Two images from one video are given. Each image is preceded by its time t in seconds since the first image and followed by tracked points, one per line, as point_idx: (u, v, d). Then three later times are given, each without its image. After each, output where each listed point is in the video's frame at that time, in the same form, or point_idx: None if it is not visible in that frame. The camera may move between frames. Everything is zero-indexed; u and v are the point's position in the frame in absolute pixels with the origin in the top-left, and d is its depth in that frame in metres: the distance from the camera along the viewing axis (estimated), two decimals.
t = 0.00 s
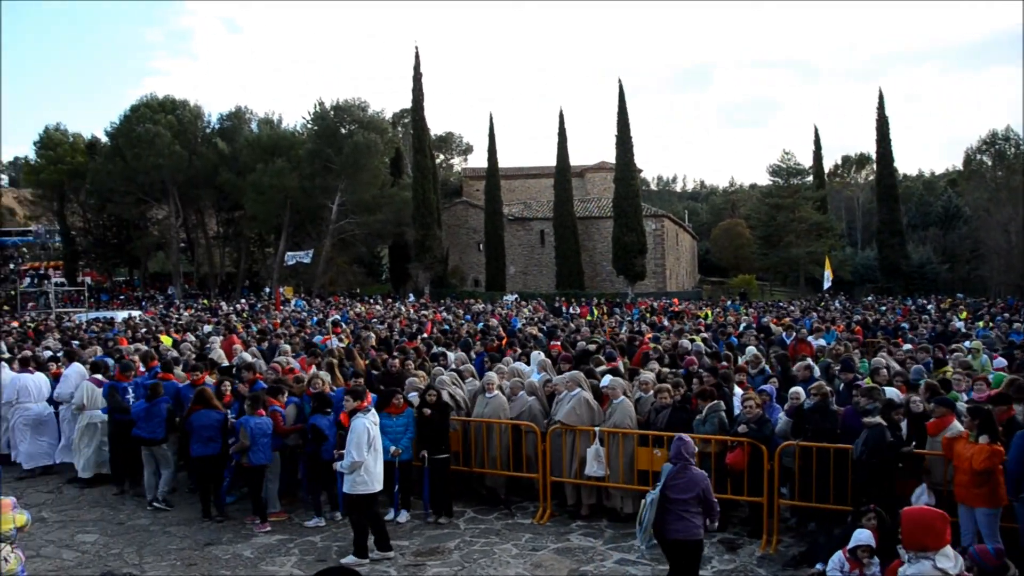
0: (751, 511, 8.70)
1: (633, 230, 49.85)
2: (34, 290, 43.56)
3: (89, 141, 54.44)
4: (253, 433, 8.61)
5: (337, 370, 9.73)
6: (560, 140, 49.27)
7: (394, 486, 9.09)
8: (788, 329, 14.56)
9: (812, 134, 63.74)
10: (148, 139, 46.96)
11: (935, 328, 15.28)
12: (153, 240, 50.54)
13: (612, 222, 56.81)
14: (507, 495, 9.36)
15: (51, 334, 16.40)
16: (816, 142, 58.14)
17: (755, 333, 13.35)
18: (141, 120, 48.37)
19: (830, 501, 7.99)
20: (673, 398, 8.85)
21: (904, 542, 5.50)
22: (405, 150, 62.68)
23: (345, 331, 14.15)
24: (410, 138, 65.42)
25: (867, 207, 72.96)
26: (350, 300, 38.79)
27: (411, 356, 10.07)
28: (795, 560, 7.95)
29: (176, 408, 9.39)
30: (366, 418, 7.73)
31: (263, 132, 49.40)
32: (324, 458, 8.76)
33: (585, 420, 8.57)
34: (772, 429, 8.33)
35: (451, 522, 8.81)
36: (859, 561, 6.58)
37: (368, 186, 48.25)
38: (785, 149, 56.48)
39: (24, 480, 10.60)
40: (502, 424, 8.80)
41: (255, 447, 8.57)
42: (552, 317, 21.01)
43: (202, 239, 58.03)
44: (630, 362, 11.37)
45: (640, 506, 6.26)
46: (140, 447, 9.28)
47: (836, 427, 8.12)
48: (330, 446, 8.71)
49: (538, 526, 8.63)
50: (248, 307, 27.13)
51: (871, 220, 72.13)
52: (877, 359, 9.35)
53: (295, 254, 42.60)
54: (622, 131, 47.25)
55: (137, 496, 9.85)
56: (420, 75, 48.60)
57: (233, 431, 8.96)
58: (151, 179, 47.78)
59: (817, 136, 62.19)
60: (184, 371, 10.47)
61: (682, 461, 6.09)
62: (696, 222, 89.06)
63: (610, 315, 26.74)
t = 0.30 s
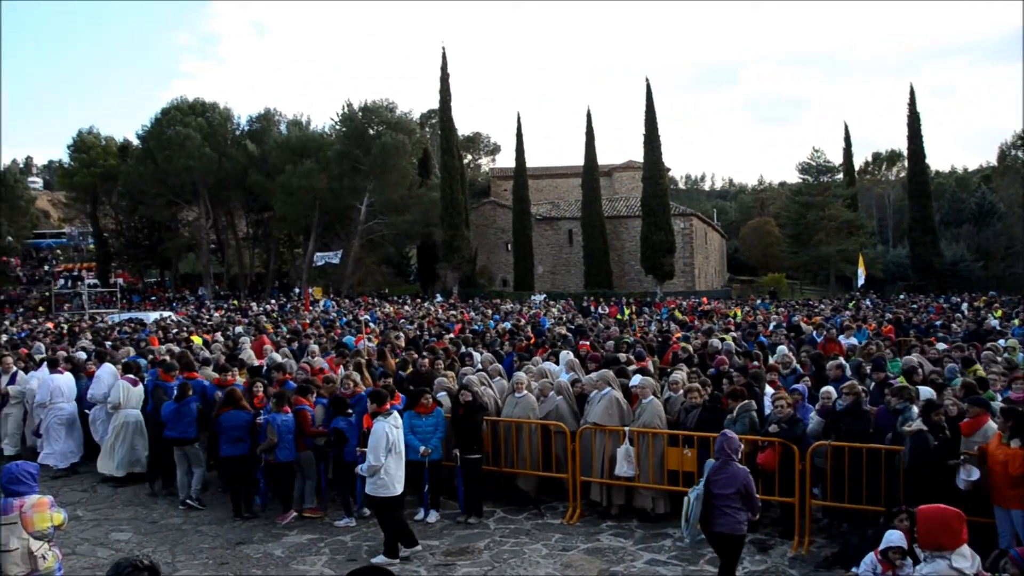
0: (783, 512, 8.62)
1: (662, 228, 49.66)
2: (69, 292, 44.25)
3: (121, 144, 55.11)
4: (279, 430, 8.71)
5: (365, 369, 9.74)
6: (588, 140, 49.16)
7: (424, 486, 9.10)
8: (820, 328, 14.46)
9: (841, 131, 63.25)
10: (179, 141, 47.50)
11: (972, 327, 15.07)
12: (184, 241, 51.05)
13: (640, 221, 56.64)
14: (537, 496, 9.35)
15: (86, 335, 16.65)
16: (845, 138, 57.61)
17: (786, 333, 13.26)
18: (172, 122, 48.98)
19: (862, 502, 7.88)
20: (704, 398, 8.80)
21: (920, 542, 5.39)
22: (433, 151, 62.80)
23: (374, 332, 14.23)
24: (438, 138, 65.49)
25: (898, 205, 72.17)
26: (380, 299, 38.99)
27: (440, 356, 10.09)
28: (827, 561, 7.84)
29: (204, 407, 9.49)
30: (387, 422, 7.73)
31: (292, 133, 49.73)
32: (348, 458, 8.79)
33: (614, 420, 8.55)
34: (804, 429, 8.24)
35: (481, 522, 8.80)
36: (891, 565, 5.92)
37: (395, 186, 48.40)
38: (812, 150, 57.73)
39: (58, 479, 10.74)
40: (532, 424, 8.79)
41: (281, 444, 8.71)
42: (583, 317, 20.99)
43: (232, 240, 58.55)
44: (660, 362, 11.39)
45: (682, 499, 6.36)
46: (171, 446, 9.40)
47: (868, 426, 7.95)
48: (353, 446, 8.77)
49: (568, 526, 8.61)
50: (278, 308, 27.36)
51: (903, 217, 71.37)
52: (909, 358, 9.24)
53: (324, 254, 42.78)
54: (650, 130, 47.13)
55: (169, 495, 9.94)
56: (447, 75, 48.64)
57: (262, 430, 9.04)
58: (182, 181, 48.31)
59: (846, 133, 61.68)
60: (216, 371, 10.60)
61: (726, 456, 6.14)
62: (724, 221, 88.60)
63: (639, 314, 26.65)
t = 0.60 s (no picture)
0: (806, 514, 8.53)
1: (684, 228, 49.48)
2: (94, 288, 44.68)
3: (146, 142, 55.60)
4: (299, 426, 8.73)
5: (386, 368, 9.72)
6: (612, 138, 48.99)
7: (445, 484, 9.09)
8: (845, 329, 14.35)
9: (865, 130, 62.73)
10: (204, 140, 47.88)
11: (1002, 328, 14.87)
12: (208, 239, 51.33)
13: (663, 220, 56.47)
14: (559, 495, 9.34)
15: (112, 332, 16.84)
16: (871, 138, 57.13)
17: (809, 334, 13.19)
18: (196, 121, 49.45)
19: (886, 504, 7.77)
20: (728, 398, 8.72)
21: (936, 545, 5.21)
22: (456, 149, 62.88)
23: (397, 330, 14.28)
24: (461, 137, 65.45)
25: (924, 205, 71.53)
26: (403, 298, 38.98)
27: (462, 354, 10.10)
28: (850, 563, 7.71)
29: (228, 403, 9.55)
30: (400, 420, 7.73)
31: (316, 132, 49.87)
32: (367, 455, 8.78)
33: (636, 420, 8.51)
34: (828, 430, 8.15)
35: (502, 521, 8.79)
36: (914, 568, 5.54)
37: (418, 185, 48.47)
38: (838, 149, 57.20)
39: (85, 474, 10.84)
40: (553, 423, 8.78)
41: (301, 440, 8.72)
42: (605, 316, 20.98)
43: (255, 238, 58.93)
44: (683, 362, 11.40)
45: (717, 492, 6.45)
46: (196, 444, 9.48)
47: (892, 428, 7.83)
48: (372, 443, 8.75)
49: (589, 525, 8.58)
50: (301, 305, 27.56)
51: (928, 217, 70.73)
52: (937, 360, 9.12)
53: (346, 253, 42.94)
54: (674, 129, 46.97)
55: (192, 492, 9.99)
56: (470, 74, 48.58)
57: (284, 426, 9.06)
58: (206, 179, 48.66)
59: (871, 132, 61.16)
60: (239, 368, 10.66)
61: (759, 449, 6.23)
62: (747, 220, 88.18)
63: (662, 313, 26.55)
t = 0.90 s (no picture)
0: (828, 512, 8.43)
1: (705, 224, 49.32)
2: (118, 284, 45.08)
3: (168, 139, 56.00)
4: (317, 421, 8.80)
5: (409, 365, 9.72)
6: (633, 134, 48.83)
7: (466, 480, 9.11)
8: (868, 326, 14.27)
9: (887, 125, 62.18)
10: (224, 137, 48.18)
11: None
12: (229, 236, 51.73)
13: (683, 216, 56.27)
14: (580, 492, 9.35)
15: (135, 327, 17.00)
16: (895, 132, 56.62)
17: (832, 331, 13.14)
18: (217, 118, 49.80)
19: (910, 502, 7.70)
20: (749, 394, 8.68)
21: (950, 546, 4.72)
22: (476, 145, 62.92)
23: (418, 325, 14.35)
24: (480, 133, 65.37)
25: (948, 200, 70.80)
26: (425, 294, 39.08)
27: (482, 351, 10.15)
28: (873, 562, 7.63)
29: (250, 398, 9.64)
30: (415, 416, 7.79)
31: (336, 128, 49.93)
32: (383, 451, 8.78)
33: (658, 416, 8.50)
34: (850, 428, 8.09)
35: (523, 517, 8.81)
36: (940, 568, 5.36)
37: (438, 181, 48.45)
38: (861, 144, 56.63)
39: (109, 467, 10.94)
40: (573, 419, 8.81)
41: (319, 435, 8.77)
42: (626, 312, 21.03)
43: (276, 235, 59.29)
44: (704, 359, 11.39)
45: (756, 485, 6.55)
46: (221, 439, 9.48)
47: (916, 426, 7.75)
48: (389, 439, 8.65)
49: (610, 522, 8.58)
50: (321, 301, 27.73)
51: (952, 213, 70.09)
52: (961, 358, 9.04)
53: (367, 249, 43.15)
54: (695, 124, 46.73)
55: (216, 486, 10.08)
56: (490, 70, 48.50)
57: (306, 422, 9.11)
58: (227, 176, 48.97)
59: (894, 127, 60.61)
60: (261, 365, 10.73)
61: (797, 444, 6.29)
62: (768, 216, 87.77)
63: (683, 310, 26.49)
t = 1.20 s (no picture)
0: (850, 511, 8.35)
1: (725, 222, 49.11)
2: (140, 280, 45.50)
3: (189, 137, 56.47)
4: (335, 417, 8.78)
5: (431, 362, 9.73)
6: (654, 130, 48.67)
7: (485, 477, 9.11)
8: (890, 324, 14.16)
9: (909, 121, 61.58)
10: (245, 134, 48.54)
11: None
12: (250, 233, 52.18)
13: (703, 213, 56.09)
14: (599, 489, 9.35)
15: (157, 323, 17.17)
16: (917, 128, 56.18)
17: (853, 329, 13.06)
18: (238, 116, 50.14)
19: (933, 502, 7.60)
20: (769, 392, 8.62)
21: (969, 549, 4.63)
22: (496, 143, 62.92)
23: (437, 322, 14.40)
24: (500, 130, 65.29)
25: (971, 198, 70.02)
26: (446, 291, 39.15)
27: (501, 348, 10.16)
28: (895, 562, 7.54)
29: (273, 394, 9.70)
30: (431, 411, 7.78)
31: (356, 126, 50.04)
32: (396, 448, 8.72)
33: (677, 414, 8.49)
34: (872, 426, 8.02)
35: (542, 514, 8.81)
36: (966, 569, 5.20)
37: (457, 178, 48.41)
38: (883, 141, 56.21)
39: (131, 462, 11.05)
40: (591, 417, 8.81)
41: (337, 430, 8.75)
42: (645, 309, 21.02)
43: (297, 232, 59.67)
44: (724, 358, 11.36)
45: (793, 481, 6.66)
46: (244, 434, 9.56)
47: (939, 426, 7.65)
48: (401, 436, 8.64)
49: (629, 520, 8.56)
50: (342, 298, 27.88)
51: (976, 210, 69.32)
52: (986, 358, 8.93)
53: (386, 247, 43.23)
54: (715, 121, 46.52)
55: (236, 482, 10.15)
56: (509, 66, 48.47)
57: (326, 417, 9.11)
58: (248, 173, 49.31)
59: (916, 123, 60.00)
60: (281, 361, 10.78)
61: (835, 442, 6.37)
62: (789, 213, 87.30)
63: (703, 307, 26.40)
